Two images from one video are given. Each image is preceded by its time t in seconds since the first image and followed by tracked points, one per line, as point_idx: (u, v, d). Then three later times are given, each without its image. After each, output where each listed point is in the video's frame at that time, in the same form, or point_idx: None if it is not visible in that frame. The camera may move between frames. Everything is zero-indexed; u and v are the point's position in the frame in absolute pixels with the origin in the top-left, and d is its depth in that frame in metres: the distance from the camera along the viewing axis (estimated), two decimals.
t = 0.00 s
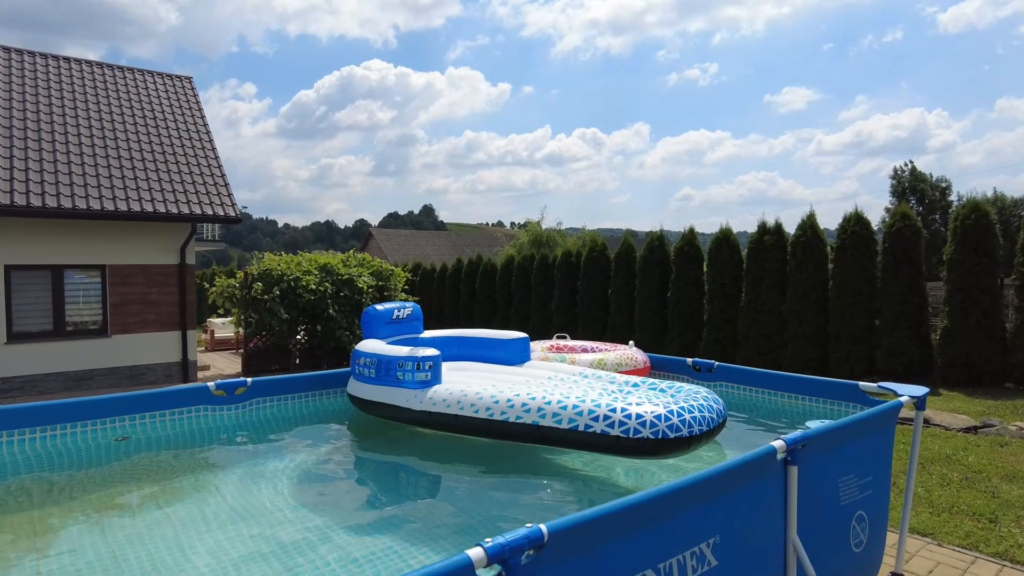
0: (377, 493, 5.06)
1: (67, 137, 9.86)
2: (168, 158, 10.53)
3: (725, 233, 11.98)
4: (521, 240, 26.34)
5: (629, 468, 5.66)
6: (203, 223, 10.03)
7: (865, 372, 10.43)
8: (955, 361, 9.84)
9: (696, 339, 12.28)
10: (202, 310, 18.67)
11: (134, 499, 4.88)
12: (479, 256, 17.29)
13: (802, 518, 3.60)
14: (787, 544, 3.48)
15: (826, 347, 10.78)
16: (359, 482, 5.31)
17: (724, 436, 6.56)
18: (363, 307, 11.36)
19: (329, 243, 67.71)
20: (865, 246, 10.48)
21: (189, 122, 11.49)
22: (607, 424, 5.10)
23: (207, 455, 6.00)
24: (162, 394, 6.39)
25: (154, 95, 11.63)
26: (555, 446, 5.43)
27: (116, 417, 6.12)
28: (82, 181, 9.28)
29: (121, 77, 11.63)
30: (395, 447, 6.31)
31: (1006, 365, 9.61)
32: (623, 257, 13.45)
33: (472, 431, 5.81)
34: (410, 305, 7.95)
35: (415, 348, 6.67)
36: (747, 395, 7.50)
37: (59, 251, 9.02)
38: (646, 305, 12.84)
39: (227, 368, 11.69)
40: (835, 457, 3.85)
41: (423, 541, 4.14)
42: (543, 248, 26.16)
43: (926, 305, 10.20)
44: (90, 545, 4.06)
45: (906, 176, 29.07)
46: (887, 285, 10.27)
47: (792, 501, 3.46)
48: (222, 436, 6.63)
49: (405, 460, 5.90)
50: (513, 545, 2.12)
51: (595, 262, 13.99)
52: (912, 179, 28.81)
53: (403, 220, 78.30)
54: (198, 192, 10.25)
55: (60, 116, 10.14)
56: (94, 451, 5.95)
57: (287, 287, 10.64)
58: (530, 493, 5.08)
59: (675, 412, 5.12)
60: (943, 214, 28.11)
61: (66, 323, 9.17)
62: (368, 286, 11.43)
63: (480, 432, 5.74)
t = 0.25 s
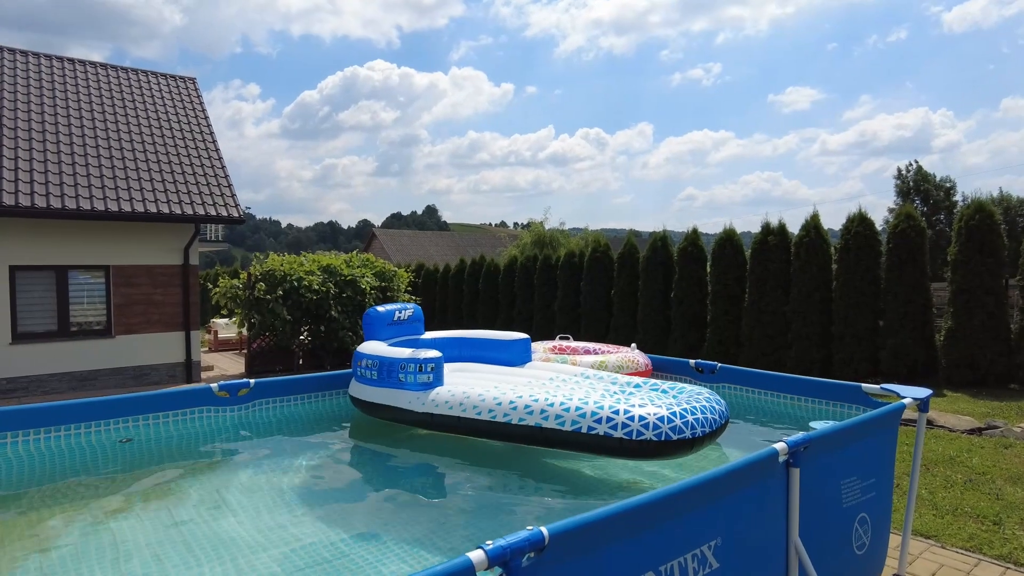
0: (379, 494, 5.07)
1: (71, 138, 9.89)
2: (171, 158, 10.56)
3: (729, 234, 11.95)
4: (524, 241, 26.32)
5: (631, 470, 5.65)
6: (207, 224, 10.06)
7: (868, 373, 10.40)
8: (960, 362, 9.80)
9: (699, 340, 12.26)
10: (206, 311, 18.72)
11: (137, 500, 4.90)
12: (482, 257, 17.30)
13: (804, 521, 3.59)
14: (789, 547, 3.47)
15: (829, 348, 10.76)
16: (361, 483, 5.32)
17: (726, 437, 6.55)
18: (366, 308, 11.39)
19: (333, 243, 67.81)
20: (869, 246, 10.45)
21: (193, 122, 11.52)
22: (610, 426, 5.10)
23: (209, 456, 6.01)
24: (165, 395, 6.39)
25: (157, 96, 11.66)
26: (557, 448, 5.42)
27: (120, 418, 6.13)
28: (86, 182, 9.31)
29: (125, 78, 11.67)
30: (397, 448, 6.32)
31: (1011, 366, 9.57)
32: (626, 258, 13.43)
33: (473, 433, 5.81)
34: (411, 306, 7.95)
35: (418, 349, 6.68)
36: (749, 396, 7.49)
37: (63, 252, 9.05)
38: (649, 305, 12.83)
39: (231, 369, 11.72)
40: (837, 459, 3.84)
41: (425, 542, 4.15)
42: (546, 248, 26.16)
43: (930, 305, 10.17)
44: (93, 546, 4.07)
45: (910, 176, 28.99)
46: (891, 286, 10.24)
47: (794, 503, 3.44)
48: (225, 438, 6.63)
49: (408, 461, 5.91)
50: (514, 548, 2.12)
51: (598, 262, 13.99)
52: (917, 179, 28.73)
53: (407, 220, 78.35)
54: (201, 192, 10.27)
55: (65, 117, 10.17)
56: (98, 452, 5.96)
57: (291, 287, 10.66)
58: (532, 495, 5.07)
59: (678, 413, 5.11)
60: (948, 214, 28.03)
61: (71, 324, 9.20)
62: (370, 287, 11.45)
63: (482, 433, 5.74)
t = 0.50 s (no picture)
0: (380, 492, 5.07)
1: (73, 138, 9.92)
2: (173, 158, 10.58)
3: (731, 233, 11.94)
4: (525, 241, 26.32)
5: (633, 468, 5.65)
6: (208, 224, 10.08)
7: (870, 373, 10.39)
8: (962, 361, 9.78)
9: (701, 340, 12.24)
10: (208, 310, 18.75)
11: (138, 498, 4.91)
12: (484, 257, 17.31)
13: (805, 519, 3.58)
14: (790, 544, 3.46)
15: (831, 347, 10.74)
16: (362, 482, 5.32)
17: (728, 436, 6.54)
18: (367, 308, 11.39)
19: (335, 244, 67.89)
20: (870, 246, 10.43)
21: (194, 123, 11.55)
22: (613, 425, 5.10)
23: (211, 455, 6.02)
24: (166, 394, 6.39)
25: (159, 96, 11.69)
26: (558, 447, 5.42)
27: (122, 417, 6.14)
28: (88, 182, 9.34)
29: (127, 78, 11.70)
30: (399, 447, 6.32)
31: (1013, 366, 9.55)
32: (628, 258, 13.42)
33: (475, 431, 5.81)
34: (413, 305, 7.96)
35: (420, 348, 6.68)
36: (751, 395, 7.48)
37: (65, 252, 9.07)
38: (650, 305, 12.82)
39: (233, 369, 11.74)
40: (838, 457, 3.84)
41: (426, 541, 4.15)
42: (548, 248, 26.16)
43: (932, 305, 10.16)
44: (96, 545, 4.08)
45: (913, 176, 28.96)
46: (893, 285, 10.23)
47: (796, 501, 3.44)
48: (226, 436, 6.64)
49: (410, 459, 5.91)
50: (515, 544, 2.12)
51: (600, 262, 13.98)
52: (919, 179, 28.70)
53: (409, 220, 78.39)
54: (203, 192, 10.29)
55: (67, 117, 10.20)
56: (99, 450, 5.97)
57: (293, 287, 10.68)
58: (533, 493, 5.07)
59: (681, 412, 5.11)
60: (950, 214, 28.00)
61: (73, 324, 9.22)
62: (372, 287, 11.45)
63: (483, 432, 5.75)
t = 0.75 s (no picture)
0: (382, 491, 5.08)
1: (75, 138, 9.94)
2: (174, 158, 10.61)
3: (732, 233, 11.94)
4: (526, 240, 26.32)
5: (634, 468, 5.65)
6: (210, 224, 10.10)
7: (872, 372, 10.38)
8: (963, 361, 9.76)
9: (703, 339, 12.23)
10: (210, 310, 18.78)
11: (140, 498, 4.92)
12: (485, 257, 17.32)
13: (806, 519, 3.59)
14: (790, 544, 3.47)
15: (833, 347, 10.73)
16: (363, 481, 5.32)
17: (729, 436, 6.54)
18: (369, 307, 11.41)
19: (336, 243, 67.95)
20: (872, 246, 10.43)
21: (196, 122, 11.57)
22: (616, 424, 5.10)
23: (213, 454, 6.03)
24: (167, 393, 6.40)
25: (161, 96, 11.71)
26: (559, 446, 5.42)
27: (123, 416, 6.15)
28: (90, 182, 9.36)
29: (129, 78, 11.72)
30: (401, 446, 6.33)
31: (1015, 366, 9.53)
32: (629, 257, 13.41)
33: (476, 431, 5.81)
34: (415, 305, 7.97)
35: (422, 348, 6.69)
36: (752, 395, 7.48)
37: (67, 252, 9.09)
38: (652, 305, 12.81)
39: (234, 368, 11.75)
40: (839, 457, 3.84)
41: (426, 540, 4.15)
42: (549, 248, 26.16)
43: (934, 304, 10.16)
44: (97, 544, 4.09)
45: (914, 176, 28.94)
46: (894, 285, 10.22)
47: (796, 502, 3.44)
48: (228, 436, 6.64)
49: (412, 459, 5.92)
50: (515, 544, 2.12)
51: (601, 262, 13.98)
52: (921, 179, 28.66)
53: (410, 220, 78.41)
54: (204, 192, 10.31)
55: (69, 117, 10.22)
56: (101, 450, 5.98)
57: (294, 287, 10.70)
58: (534, 492, 5.08)
59: (684, 411, 5.12)
60: (952, 214, 27.97)
61: (75, 323, 9.24)
62: (373, 287, 11.47)
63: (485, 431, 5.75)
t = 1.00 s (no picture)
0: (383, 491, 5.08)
1: (76, 138, 9.95)
2: (176, 158, 10.61)
3: (733, 233, 11.93)
4: (527, 240, 26.32)
5: (635, 468, 5.65)
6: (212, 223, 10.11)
7: (873, 372, 10.37)
8: (965, 361, 9.75)
9: (704, 339, 12.22)
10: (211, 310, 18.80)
11: (142, 497, 4.92)
12: (486, 256, 17.33)
13: (808, 520, 3.58)
14: (791, 545, 3.46)
15: (834, 347, 10.72)
16: (364, 481, 5.33)
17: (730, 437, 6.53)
18: (370, 307, 11.42)
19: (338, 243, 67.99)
20: (873, 245, 10.42)
21: (197, 122, 11.58)
22: (620, 425, 5.09)
23: (214, 454, 6.04)
24: (168, 393, 6.41)
25: (162, 96, 11.73)
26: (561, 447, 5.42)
27: (125, 416, 6.15)
28: (92, 182, 9.37)
29: (131, 78, 11.73)
30: (403, 447, 6.33)
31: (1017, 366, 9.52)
32: (630, 257, 13.41)
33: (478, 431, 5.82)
34: (416, 305, 7.97)
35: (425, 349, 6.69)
36: (754, 395, 7.47)
37: (68, 251, 9.10)
38: (653, 305, 12.81)
39: (236, 368, 11.76)
40: (841, 458, 3.83)
41: (427, 540, 4.15)
42: (550, 248, 26.17)
43: (935, 304, 10.15)
44: (99, 543, 4.10)
45: (916, 176, 28.92)
46: (896, 285, 10.21)
47: (797, 502, 3.44)
48: (229, 436, 6.64)
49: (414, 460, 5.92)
50: (516, 544, 2.12)
51: (602, 262, 13.98)
52: (923, 179, 28.63)
53: (411, 220, 78.42)
54: (206, 192, 10.32)
55: (70, 117, 10.23)
56: (103, 449, 5.98)
57: (296, 286, 10.70)
58: (535, 493, 5.08)
59: (687, 412, 5.11)
60: (953, 214, 27.96)
61: (77, 323, 9.25)
62: (375, 287, 11.48)
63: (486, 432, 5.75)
